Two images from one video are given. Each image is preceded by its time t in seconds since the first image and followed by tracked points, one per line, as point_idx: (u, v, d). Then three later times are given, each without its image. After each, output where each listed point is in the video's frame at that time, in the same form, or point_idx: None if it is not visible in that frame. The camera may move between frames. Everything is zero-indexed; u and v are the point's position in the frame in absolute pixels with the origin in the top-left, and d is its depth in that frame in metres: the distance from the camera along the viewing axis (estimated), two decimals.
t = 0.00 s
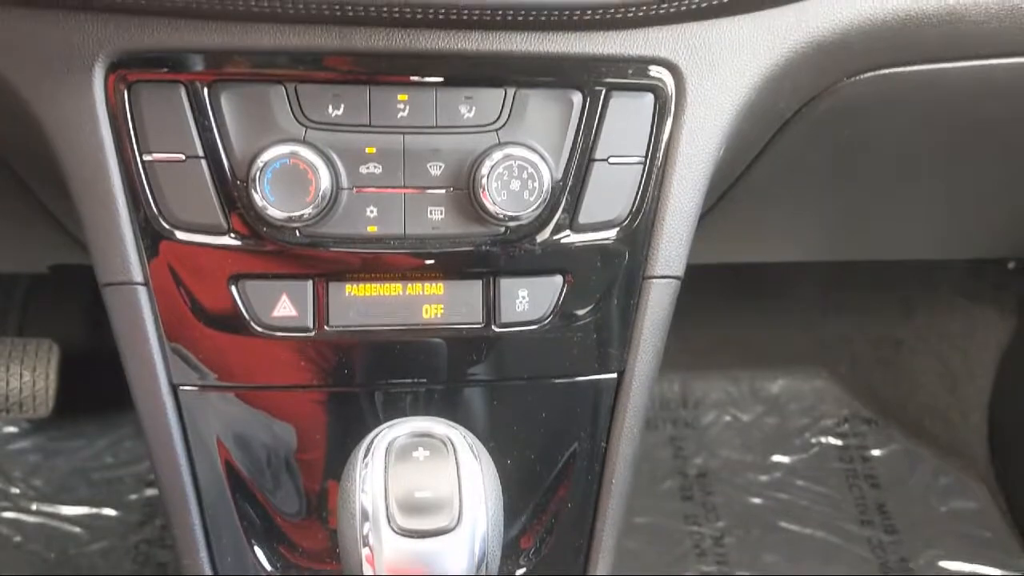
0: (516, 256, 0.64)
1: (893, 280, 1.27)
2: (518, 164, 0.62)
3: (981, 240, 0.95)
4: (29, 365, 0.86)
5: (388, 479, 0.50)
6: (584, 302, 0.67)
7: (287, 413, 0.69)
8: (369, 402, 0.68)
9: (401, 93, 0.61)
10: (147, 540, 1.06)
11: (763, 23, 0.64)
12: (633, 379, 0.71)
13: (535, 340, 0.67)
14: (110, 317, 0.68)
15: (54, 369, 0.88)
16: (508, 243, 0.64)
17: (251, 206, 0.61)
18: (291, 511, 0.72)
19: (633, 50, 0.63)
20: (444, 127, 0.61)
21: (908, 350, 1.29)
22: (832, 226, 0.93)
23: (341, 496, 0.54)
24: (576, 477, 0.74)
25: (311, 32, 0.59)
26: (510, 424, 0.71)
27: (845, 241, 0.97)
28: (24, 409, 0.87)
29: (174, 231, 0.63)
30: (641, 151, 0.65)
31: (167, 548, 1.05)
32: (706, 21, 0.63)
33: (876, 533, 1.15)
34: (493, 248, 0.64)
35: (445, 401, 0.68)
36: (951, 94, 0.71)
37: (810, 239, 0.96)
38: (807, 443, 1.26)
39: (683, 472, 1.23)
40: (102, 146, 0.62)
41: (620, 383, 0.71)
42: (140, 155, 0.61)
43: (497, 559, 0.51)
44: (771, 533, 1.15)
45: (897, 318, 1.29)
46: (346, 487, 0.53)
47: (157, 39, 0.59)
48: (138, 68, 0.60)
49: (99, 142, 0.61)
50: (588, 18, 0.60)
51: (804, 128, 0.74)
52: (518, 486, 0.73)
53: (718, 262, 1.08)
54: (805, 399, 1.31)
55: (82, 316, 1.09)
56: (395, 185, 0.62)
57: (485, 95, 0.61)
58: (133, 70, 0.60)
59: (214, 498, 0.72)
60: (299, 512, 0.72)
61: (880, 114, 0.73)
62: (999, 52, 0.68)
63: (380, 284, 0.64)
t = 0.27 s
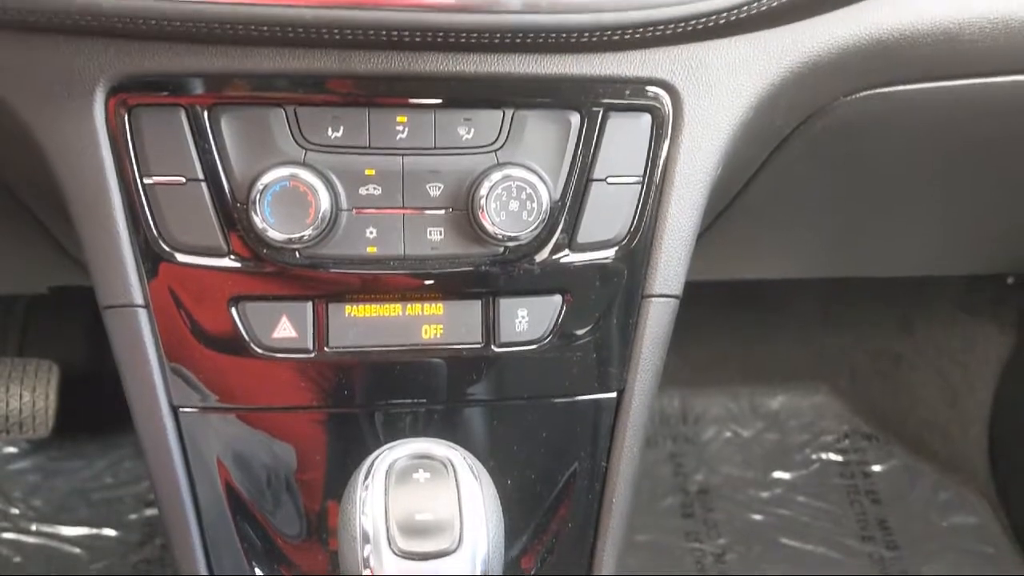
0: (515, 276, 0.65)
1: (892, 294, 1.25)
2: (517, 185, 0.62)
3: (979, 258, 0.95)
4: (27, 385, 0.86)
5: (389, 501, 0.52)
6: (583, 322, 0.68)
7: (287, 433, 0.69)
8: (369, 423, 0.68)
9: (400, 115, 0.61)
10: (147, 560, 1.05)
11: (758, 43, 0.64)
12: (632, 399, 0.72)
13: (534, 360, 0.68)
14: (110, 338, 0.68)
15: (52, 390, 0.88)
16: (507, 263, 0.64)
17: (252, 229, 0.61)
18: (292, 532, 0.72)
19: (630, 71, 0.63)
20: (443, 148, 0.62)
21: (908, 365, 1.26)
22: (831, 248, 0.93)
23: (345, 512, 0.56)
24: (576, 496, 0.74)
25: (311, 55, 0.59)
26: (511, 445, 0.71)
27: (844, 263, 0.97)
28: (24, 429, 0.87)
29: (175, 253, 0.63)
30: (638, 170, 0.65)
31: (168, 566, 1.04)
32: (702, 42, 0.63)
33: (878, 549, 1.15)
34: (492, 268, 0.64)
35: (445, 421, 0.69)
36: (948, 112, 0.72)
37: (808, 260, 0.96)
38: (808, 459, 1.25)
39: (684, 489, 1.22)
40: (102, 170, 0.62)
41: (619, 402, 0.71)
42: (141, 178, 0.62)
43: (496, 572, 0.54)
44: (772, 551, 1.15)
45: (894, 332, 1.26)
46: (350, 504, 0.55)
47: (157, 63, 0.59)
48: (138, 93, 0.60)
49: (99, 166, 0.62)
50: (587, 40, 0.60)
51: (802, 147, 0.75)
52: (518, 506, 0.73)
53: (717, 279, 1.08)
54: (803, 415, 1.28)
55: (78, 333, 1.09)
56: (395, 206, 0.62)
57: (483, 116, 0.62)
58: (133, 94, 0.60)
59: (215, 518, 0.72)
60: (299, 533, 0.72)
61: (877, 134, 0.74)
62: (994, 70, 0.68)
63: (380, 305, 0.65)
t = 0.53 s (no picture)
0: (515, 293, 0.65)
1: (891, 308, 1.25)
2: (517, 204, 0.63)
3: (977, 274, 0.95)
4: (29, 404, 0.86)
5: (391, 520, 0.52)
6: (583, 340, 0.68)
7: (288, 452, 0.69)
8: (370, 441, 0.68)
9: (401, 135, 0.61)
10: None
11: (756, 62, 0.65)
12: (633, 416, 0.72)
13: (534, 378, 0.68)
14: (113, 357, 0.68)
15: (52, 408, 0.87)
16: (507, 280, 0.65)
17: (254, 248, 0.62)
18: (293, 549, 0.72)
19: (629, 90, 0.63)
20: (444, 168, 0.62)
21: (908, 379, 1.26)
22: (829, 264, 0.93)
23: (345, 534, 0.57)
24: (578, 514, 0.74)
25: (311, 76, 0.60)
26: (512, 463, 0.71)
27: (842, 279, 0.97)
28: (24, 447, 0.87)
29: (177, 273, 0.63)
30: (638, 189, 0.66)
31: None
32: (700, 61, 0.64)
33: (880, 563, 1.14)
34: (493, 286, 0.65)
35: (446, 439, 0.69)
36: (945, 129, 0.72)
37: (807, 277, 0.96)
38: (809, 473, 1.24)
39: (685, 504, 1.21)
40: (104, 191, 0.62)
41: (620, 420, 0.72)
42: (143, 199, 0.62)
43: None
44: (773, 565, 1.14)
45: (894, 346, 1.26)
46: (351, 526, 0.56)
47: (158, 85, 0.60)
48: (140, 114, 0.60)
49: (102, 187, 0.62)
50: (586, 60, 0.60)
51: (800, 164, 0.75)
52: (520, 524, 0.73)
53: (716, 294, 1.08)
54: (805, 429, 1.29)
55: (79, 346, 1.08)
56: (396, 225, 0.63)
57: (483, 135, 0.62)
58: (134, 116, 0.61)
59: (217, 536, 0.72)
60: (301, 550, 0.72)
61: (874, 150, 0.74)
62: (990, 87, 0.69)
63: (380, 324, 0.65)
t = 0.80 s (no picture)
0: (516, 309, 0.65)
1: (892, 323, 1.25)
2: (518, 221, 0.63)
3: (976, 289, 0.95)
4: (30, 420, 0.86)
5: (392, 540, 0.54)
6: (583, 356, 0.68)
7: (289, 469, 0.69)
8: (371, 458, 0.69)
9: (401, 153, 0.62)
10: None
11: (755, 79, 0.65)
12: (634, 432, 0.72)
13: (535, 394, 0.68)
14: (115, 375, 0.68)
15: (52, 426, 0.88)
16: (508, 296, 0.65)
17: (255, 266, 0.62)
18: (294, 565, 0.72)
19: (628, 107, 0.64)
20: (445, 185, 0.62)
21: (909, 394, 1.26)
22: (829, 279, 0.93)
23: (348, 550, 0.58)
24: (579, 530, 0.74)
25: (312, 95, 0.60)
26: (513, 479, 0.71)
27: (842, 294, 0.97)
28: (24, 464, 0.87)
29: (178, 291, 0.64)
30: (637, 205, 0.66)
31: None
32: (699, 78, 0.64)
33: None
34: (493, 302, 0.65)
35: (448, 456, 0.69)
36: (943, 144, 0.72)
37: (807, 292, 0.96)
38: (811, 487, 1.23)
39: (687, 518, 1.20)
40: (106, 209, 0.62)
41: (621, 436, 0.72)
42: (145, 217, 0.62)
43: None
44: None
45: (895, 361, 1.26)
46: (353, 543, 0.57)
47: (160, 104, 0.60)
48: (141, 133, 0.61)
49: (104, 205, 0.62)
50: (585, 78, 0.61)
51: (798, 180, 0.75)
52: (521, 541, 0.73)
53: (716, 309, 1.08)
54: (806, 443, 1.28)
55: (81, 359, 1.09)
56: (397, 242, 0.63)
57: (483, 153, 0.63)
58: (136, 134, 0.61)
59: (217, 552, 0.72)
60: (301, 567, 0.72)
61: (873, 166, 0.74)
62: (988, 103, 0.69)
63: (381, 341, 0.65)
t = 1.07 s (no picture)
0: (516, 325, 0.66)
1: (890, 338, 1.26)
2: (518, 237, 0.63)
3: (975, 303, 0.96)
4: (31, 437, 0.86)
5: (394, 556, 0.55)
6: (584, 372, 0.68)
7: (289, 486, 0.69)
8: (372, 475, 0.69)
9: (401, 170, 0.62)
10: None
11: (753, 96, 0.65)
12: (635, 449, 0.72)
13: (536, 410, 0.68)
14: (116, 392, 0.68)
15: (53, 443, 0.88)
16: (508, 312, 0.65)
17: (256, 282, 0.62)
18: None
19: (627, 124, 0.64)
20: (445, 202, 0.63)
21: (910, 407, 1.26)
22: (829, 295, 0.94)
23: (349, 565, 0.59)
24: (580, 547, 0.74)
25: (313, 113, 0.61)
26: (513, 496, 0.71)
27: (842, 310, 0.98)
28: (24, 481, 0.87)
29: (180, 307, 0.64)
30: (637, 221, 0.66)
31: None
32: (698, 95, 0.64)
33: None
34: (494, 318, 0.65)
35: (449, 473, 0.69)
36: (941, 159, 0.72)
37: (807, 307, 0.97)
38: (812, 502, 1.22)
39: (688, 534, 1.19)
40: (108, 227, 0.63)
41: (622, 452, 0.72)
42: (146, 234, 0.63)
43: None
44: None
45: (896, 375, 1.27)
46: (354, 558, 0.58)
47: (162, 122, 0.60)
48: (143, 150, 0.61)
49: (105, 222, 0.63)
50: (585, 95, 0.61)
51: (797, 196, 0.76)
52: (522, 558, 0.73)
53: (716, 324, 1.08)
54: (806, 457, 1.26)
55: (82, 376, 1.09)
56: (397, 259, 0.63)
57: (483, 169, 0.63)
58: (137, 152, 0.61)
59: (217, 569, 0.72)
60: None
61: (872, 182, 0.74)
62: (985, 118, 0.69)
63: (381, 357, 0.65)
